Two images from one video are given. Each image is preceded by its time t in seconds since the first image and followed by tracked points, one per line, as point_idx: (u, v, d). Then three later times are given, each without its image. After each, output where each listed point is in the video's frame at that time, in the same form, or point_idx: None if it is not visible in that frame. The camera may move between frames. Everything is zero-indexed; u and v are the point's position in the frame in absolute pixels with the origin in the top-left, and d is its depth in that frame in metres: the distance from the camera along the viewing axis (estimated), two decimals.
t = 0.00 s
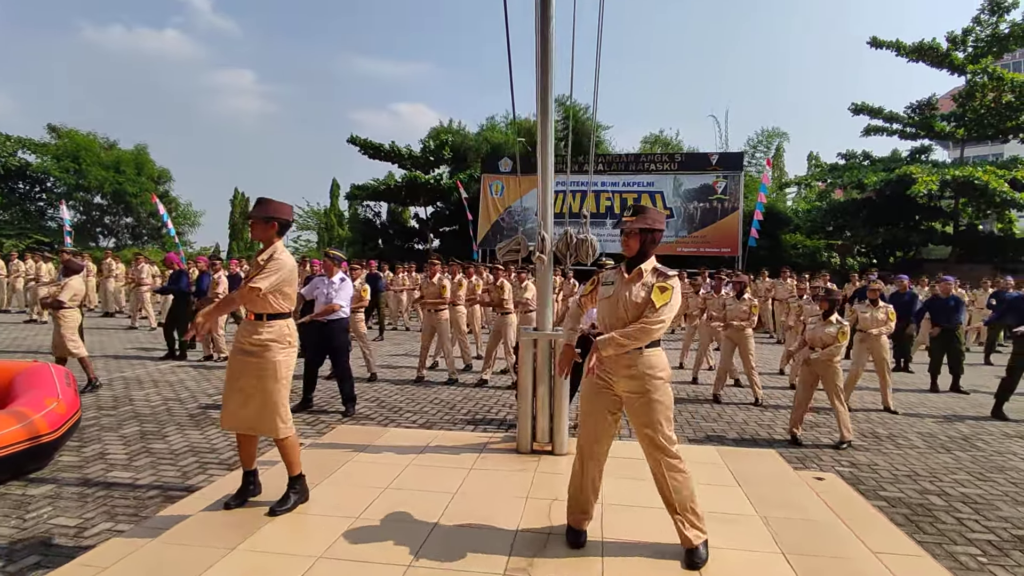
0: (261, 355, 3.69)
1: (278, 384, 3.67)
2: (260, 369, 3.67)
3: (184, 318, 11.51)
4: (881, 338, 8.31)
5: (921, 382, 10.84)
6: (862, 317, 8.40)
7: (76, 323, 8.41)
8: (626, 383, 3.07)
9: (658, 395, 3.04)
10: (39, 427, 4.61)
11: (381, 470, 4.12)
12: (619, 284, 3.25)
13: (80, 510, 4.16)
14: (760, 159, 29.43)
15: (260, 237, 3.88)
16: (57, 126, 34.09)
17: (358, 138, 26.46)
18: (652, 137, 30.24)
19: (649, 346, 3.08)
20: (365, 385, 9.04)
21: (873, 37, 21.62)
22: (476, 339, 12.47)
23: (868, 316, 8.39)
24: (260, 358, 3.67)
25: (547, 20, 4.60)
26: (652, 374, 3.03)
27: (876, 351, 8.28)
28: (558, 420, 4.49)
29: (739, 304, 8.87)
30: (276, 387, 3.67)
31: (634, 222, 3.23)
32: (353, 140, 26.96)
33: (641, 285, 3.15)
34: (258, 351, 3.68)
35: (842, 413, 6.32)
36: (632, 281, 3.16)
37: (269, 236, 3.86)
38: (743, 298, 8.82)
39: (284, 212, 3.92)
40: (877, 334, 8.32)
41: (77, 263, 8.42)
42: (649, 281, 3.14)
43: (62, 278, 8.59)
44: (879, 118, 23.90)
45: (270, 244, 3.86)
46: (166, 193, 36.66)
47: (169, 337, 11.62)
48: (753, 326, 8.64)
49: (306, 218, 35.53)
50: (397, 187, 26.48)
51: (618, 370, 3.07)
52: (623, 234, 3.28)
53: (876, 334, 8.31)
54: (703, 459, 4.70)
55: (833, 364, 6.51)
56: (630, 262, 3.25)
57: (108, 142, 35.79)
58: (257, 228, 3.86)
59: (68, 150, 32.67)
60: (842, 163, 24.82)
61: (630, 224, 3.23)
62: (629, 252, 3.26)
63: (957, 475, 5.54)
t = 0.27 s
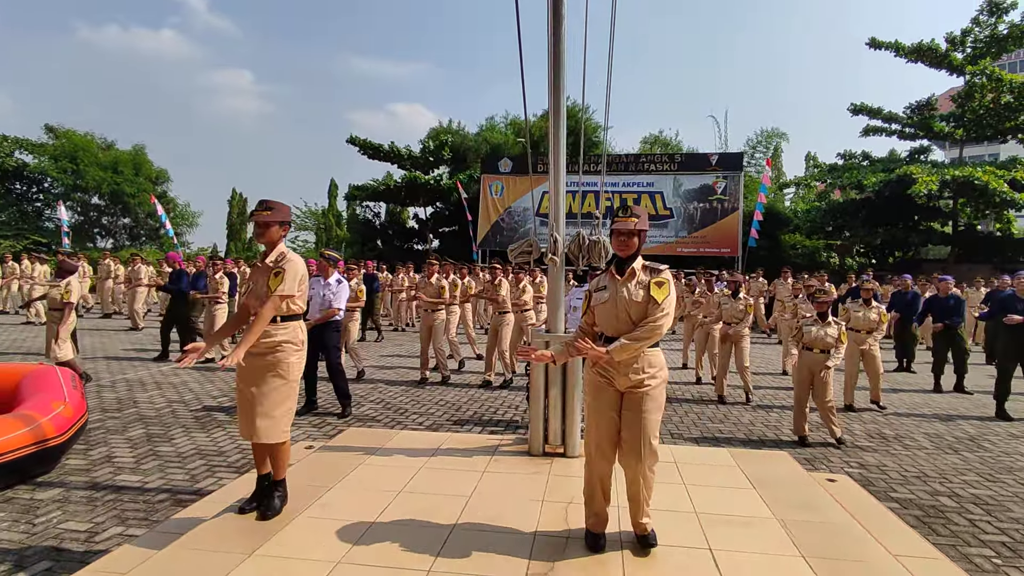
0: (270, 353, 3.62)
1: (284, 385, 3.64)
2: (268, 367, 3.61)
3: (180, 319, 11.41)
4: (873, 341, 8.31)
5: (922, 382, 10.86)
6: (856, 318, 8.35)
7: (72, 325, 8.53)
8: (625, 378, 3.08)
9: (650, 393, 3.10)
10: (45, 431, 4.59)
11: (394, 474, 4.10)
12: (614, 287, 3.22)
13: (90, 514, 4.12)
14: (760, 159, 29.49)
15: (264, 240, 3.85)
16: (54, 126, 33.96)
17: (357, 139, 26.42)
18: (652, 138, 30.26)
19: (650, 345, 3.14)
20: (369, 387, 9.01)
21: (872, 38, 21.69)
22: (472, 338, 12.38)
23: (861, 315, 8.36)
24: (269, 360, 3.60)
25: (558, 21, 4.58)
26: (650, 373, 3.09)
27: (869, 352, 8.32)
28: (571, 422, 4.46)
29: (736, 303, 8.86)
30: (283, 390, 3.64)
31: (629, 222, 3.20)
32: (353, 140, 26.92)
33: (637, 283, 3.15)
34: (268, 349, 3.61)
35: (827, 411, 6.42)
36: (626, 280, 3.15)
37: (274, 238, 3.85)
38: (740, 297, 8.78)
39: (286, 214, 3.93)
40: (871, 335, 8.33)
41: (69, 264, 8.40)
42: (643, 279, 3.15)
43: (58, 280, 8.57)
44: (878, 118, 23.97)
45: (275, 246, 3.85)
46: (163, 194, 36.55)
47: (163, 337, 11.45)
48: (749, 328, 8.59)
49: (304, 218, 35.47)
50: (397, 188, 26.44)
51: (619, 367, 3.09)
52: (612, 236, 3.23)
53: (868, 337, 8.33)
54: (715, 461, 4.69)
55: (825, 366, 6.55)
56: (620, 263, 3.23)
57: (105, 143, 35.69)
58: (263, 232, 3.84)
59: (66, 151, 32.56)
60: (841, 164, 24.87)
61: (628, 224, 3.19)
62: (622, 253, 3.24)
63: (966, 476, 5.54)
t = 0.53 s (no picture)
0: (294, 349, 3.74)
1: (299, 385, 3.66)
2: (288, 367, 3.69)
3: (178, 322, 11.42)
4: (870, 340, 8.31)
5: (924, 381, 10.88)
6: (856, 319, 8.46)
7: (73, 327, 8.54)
8: (643, 376, 3.15)
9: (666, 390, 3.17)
10: (53, 432, 4.58)
11: (404, 475, 4.08)
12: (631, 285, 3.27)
13: (98, 516, 4.11)
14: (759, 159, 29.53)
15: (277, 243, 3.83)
16: (52, 127, 33.88)
17: (357, 139, 26.39)
18: (651, 138, 30.27)
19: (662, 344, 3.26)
20: (372, 388, 9.00)
21: (871, 39, 21.73)
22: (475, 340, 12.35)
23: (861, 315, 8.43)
24: (290, 359, 3.71)
25: (567, 21, 4.59)
26: (667, 370, 3.18)
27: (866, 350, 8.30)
28: (580, 422, 4.46)
29: (739, 304, 8.91)
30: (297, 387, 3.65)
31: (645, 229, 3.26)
32: (352, 140, 26.90)
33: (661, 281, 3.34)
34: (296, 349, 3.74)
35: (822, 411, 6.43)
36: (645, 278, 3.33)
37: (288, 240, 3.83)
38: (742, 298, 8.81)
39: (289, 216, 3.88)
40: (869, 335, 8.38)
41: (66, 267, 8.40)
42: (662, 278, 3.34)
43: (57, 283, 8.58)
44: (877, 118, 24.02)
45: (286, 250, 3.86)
46: (162, 195, 36.50)
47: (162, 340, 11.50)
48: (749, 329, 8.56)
49: (303, 219, 35.44)
50: (396, 188, 26.42)
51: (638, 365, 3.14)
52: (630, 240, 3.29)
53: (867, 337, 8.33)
54: (725, 461, 4.70)
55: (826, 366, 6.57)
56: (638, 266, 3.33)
57: (104, 143, 35.61)
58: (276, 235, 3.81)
59: (64, 151, 32.50)
60: (840, 164, 24.89)
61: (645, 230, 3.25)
62: (635, 257, 3.32)
63: (973, 475, 5.54)
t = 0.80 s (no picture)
0: (312, 347, 3.63)
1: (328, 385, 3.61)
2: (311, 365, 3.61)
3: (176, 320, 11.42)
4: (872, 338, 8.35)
5: (923, 381, 10.89)
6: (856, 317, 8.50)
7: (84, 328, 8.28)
8: (669, 379, 3.15)
9: (695, 385, 3.19)
10: (52, 433, 4.57)
11: (404, 475, 4.08)
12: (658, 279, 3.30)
13: (98, 517, 4.10)
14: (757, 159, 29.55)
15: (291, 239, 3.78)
16: (49, 128, 33.83)
17: (355, 139, 26.38)
18: (650, 138, 30.28)
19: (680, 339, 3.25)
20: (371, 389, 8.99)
21: (868, 39, 21.76)
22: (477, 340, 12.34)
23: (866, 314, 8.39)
24: (308, 359, 3.61)
25: (567, 22, 4.59)
26: (691, 366, 3.19)
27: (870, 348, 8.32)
28: (579, 423, 4.46)
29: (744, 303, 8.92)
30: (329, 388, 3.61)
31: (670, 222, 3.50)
32: (351, 141, 26.88)
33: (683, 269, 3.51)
34: (315, 348, 3.64)
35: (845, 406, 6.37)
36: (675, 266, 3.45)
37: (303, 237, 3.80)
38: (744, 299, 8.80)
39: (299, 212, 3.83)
40: (869, 332, 8.36)
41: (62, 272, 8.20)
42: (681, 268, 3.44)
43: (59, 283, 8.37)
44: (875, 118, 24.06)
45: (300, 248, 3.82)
46: (160, 196, 36.46)
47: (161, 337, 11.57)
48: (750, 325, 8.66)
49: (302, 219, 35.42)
50: (395, 188, 26.42)
51: (661, 366, 3.15)
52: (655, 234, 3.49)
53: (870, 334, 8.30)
54: (725, 460, 4.69)
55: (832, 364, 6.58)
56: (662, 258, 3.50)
57: (101, 144, 35.58)
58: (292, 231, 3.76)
59: (62, 152, 32.46)
60: (838, 164, 24.89)
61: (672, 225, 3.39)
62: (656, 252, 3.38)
63: (972, 474, 5.55)
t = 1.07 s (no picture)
0: (335, 349, 3.61)
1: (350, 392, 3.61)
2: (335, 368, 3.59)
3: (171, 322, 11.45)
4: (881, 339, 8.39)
5: (918, 380, 10.90)
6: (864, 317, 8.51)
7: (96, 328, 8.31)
8: (699, 380, 3.17)
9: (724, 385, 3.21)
10: (43, 433, 4.57)
11: (393, 475, 4.08)
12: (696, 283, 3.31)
13: (88, 517, 4.10)
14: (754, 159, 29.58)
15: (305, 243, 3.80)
16: (46, 129, 33.77)
17: (352, 140, 26.37)
18: (647, 138, 30.32)
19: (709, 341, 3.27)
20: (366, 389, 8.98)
21: (864, 39, 21.79)
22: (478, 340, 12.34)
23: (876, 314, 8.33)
24: (333, 366, 3.58)
25: (558, 21, 4.58)
26: (721, 366, 3.21)
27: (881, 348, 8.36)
28: (571, 422, 4.46)
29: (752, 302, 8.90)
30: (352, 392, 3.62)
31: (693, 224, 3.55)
32: (348, 141, 26.86)
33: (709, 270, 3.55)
34: (337, 351, 3.62)
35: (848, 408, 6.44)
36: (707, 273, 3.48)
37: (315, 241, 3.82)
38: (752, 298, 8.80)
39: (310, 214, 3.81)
40: (879, 333, 8.37)
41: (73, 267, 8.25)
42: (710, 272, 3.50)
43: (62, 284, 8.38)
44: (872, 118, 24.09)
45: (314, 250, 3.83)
46: (158, 196, 36.42)
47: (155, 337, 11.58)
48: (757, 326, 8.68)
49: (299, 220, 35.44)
50: (392, 189, 26.41)
51: (693, 367, 3.17)
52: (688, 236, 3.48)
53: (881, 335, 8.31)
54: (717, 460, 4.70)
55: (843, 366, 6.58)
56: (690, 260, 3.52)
57: (98, 145, 35.53)
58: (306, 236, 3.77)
59: (59, 153, 32.41)
60: (835, 164, 24.87)
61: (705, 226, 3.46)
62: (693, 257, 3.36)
63: (964, 473, 5.57)
